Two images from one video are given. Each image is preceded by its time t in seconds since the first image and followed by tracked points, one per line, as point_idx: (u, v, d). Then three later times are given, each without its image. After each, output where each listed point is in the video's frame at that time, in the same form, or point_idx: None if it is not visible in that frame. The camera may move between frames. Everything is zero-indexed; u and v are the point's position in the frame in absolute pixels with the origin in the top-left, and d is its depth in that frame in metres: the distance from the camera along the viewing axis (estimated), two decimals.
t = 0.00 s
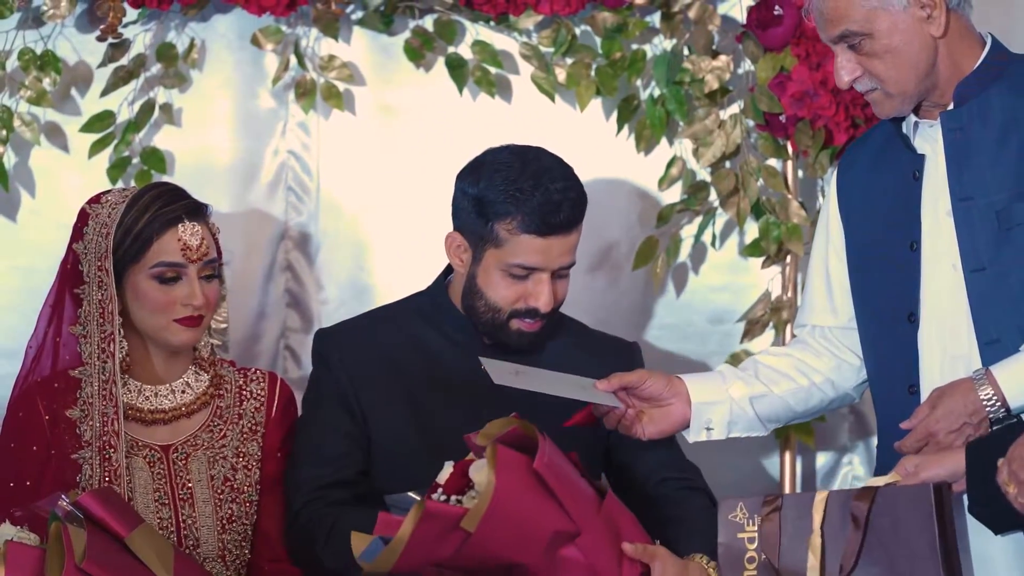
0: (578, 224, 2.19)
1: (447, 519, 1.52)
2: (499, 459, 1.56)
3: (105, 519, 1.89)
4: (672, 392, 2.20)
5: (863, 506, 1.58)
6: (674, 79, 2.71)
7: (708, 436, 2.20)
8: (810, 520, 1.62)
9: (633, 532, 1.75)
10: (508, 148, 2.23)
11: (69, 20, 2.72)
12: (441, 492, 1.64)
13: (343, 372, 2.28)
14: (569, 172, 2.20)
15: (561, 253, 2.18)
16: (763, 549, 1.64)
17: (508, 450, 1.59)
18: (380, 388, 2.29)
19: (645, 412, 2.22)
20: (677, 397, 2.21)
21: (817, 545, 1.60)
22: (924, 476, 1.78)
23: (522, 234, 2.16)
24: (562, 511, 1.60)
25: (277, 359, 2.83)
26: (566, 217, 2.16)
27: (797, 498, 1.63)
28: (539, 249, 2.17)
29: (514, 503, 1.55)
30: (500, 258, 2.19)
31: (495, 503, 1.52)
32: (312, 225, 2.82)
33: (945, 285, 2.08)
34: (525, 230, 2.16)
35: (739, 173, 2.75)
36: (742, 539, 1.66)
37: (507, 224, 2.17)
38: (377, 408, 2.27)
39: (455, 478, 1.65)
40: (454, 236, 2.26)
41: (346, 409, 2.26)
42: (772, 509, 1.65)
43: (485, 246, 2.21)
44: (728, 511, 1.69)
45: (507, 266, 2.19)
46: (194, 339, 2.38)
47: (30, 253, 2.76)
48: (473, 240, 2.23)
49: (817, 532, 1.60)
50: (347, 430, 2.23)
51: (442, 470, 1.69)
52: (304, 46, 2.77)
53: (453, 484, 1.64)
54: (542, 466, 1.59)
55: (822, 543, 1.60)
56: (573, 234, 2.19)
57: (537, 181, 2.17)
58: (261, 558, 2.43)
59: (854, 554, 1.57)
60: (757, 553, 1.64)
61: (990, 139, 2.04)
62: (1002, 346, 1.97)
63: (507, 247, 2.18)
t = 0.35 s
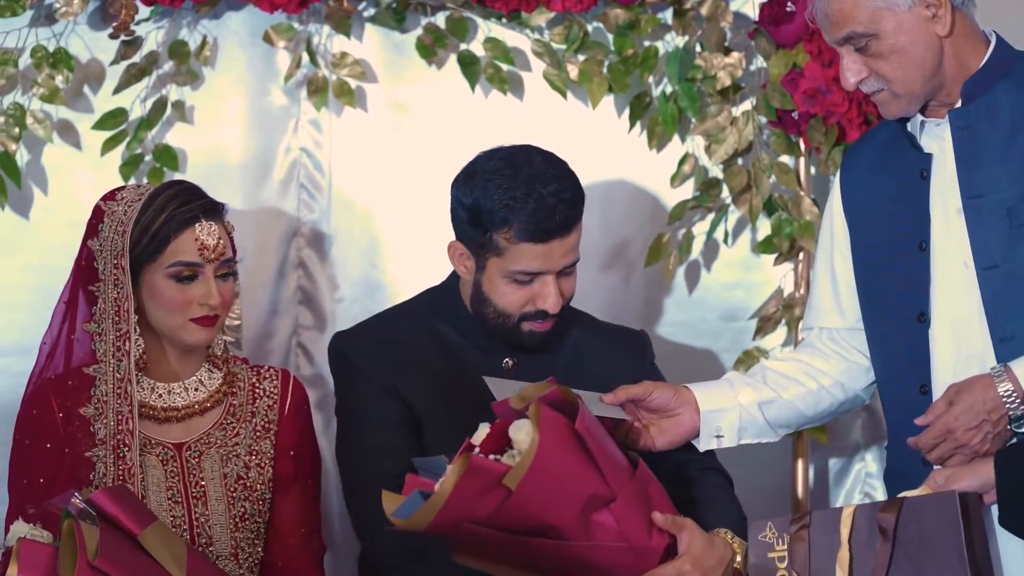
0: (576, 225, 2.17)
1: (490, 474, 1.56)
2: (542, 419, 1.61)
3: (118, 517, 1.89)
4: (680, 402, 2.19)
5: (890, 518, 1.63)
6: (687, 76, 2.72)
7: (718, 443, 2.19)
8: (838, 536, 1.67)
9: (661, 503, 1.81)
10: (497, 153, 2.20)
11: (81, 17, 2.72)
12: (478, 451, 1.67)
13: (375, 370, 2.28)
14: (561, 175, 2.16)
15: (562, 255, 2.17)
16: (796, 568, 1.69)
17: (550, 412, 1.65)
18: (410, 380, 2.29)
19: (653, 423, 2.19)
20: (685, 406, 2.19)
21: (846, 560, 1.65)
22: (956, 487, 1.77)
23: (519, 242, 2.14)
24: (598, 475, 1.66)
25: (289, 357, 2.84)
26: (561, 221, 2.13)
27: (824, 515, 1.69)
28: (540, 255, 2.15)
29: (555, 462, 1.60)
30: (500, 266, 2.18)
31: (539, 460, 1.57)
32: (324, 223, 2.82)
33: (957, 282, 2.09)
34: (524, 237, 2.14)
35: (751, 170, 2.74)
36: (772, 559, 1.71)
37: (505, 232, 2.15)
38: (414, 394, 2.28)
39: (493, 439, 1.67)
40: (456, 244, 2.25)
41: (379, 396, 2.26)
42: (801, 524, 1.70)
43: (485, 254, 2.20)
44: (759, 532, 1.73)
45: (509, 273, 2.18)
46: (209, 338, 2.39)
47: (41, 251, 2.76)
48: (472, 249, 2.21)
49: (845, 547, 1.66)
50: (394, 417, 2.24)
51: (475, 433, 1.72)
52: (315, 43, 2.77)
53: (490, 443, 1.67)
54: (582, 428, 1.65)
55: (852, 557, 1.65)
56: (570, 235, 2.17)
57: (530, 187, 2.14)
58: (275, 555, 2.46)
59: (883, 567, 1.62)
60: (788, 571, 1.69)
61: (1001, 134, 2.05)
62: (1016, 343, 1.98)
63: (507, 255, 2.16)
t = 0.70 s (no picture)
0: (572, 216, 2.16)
1: (497, 484, 1.56)
2: (548, 429, 1.61)
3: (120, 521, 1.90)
4: (684, 413, 2.17)
5: (904, 533, 1.61)
6: (690, 81, 2.72)
7: (723, 454, 2.18)
8: (851, 550, 1.65)
9: (666, 513, 1.82)
10: (487, 157, 2.20)
11: (85, 21, 2.72)
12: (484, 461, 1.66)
13: (400, 380, 2.28)
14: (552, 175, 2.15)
15: (561, 250, 2.15)
16: None
17: (556, 422, 1.65)
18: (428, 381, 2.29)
19: (657, 435, 2.18)
20: (689, 418, 2.17)
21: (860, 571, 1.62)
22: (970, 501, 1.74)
23: (519, 240, 2.14)
24: (603, 485, 1.66)
25: (291, 362, 2.84)
26: (556, 216, 2.13)
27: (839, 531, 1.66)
28: (540, 250, 2.15)
29: (561, 472, 1.61)
30: (503, 269, 2.18)
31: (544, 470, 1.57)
32: (327, 228, 2.82)
33: (960, 290, 2.09)
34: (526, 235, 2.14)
35: (754, 175, 2.75)
36: None
37: (502, 233, 2.15)
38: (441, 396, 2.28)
39: (499, 448, 1.67)
40: (457, 252, 2.26)
41: (406, 402, 2.25)
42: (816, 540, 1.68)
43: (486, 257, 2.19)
44: (773, 550, 1.71)
45: (513, 274, 2.17)
46: (212, 344, 2.38)
47: (43, 255, 2.76)
48: (473, 254, 2.22)
49: (858, 562, 1.63)
50: (425, 426, 2.24)
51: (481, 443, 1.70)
52: (319, 47, 2.77)
53: (496, 453, 1.66)
54: (587, 438, 1.65)
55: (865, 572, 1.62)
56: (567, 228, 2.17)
57: (522, 185, 2.14)
58: (278, 560, 2.44)
59: None
60: None
61: (1002, 140, 2.06)
62: (1020, 352, 1.99)
63: (506, 256, 2.16)
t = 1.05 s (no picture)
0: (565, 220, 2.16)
1: (485, 507, 1.59)
2: (536, 451, 1.62)
3: (121, 526, 1.90)
4: (684, 420, 2.18)
5: (895, 529, 1.65)
6: (691, 86, 2.73)
7: (724, 461, 2.18)
8: (844, 546, 1.69)
9: (661, 529, 1.81)
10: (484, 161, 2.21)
11: (86, 26, 2.73)
12: (474, 483, 1.68)
13: (402, 384, 2.28)
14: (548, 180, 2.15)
15: (551, 256, 2.16)
16: None
17: (544, 443, 1.65)
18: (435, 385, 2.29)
19: (657, 443, 2.19)
20: (689, 425, 2.18)
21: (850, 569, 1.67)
22: (969, 499, 1.75)
23: (507, 244, 2.14)
24: (594, 504, 1.66)
25: (292, 367, 2.84)
26: (542, 224, 2.13)
27: (835, 525, 1.71)
28: (530, 256, 2.15)
29: (547, 492, 1.61)
30: (496, 273, 2.18)
31: (532, 493, 1.59)
32: (328, 232, 2.82)
33: (961, 296, 2.09)
34: (515, 240, 2.14)
35: (755, 180, 2.75)
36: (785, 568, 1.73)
37: (492, 236, 2.16)
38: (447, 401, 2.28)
39: (489, 469, 1.69)
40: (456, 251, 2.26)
41: (408, 405, 2.26)
42: (813, 534, 1.72)
43: (480, 260, 2.20)
44: (772, 538, 1.74)
45: (504, 279, 2.18)
46: (213, 349, 2.38)
47: (45, 260, 2.76)
48: (468, 256, 2.22)
49: (850, 556, 1.67)
50: (427, 431, 2.23)
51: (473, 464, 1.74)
52: (320, 51, 2.78)
53: (486, 474, 1.68)
54: (576, 458, 1.65)
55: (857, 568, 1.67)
56: (558, 232, 2.16)
57: (515, 190, 2.14)
58: (279, 564, 2.44)
59: None
60: None
61: (1002, 146, 2.06)
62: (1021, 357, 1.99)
63: (496, 260, 2.17)
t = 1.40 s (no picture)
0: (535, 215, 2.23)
1: (479, 520, 1.59)
2: (529, 464, 1.64)
3: (124, 529, 1.89)
4: (678, 425, 2.20)
5: (893, 533, 1.65)
6: (693, 88, 2.75)
7: (718, 465, 2.20)
8: (843, 550, 1.69)
9: (655, 540, 1.83)
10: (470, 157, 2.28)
11: (88, 28, 2.73)
12: (468, 495, 1.70)
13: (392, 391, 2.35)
14: (523, 177, 2.23)
15: (522, 251, 2.23)
16: None
17: (539, 456, 1.67)
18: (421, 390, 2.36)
19: (652, 446, 2.23)
20: (684, 429, 2.20)
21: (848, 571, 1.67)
22: (966, 505, 1.76)
23: (477, 237, 2.23)
24: (588, 518, 1.68)
25: (295, 369, 2.84)
26: (510, 219, 2.21)
27: (833, 527, 1.70)
28: (499, 248, 2.23)
29: (543, 506, 1.63)
30: (469, 266, 2.26)
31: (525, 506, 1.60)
32: (330, 235, 2.81)
33: (959, 299, 2.10)
34: (487, 233, 2.23)
35: (757, 182, 2.77)
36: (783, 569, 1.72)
37: (465, 230, 2.24)
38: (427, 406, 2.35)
39: (483, 482, 1.71)
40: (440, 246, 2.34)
41: (393, 414, 2.33)
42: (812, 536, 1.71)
43: (459, 256, 2.28)
44: (770, 542, 1.73)
45: (479, 273, 2.26)
46: (212, 350, 2.38)
47: (45, 263, 2.75)
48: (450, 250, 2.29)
49: (848, 559, 1.68)
50: (411, 438, 2.31)
51: (468, 475, 1.76)
52: (322, 54, 2.79)
53: (480, 486, 1.70)
54: (570, 472, 1.67)
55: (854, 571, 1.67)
56: (528, 226, 2.23)
57: (488, 183, 2.22)
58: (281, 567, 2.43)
59: None
60: None
61: (1000, 151, 2.07)
62: (1021, 359, 1.99)
63: (470, 253, 2.25)
